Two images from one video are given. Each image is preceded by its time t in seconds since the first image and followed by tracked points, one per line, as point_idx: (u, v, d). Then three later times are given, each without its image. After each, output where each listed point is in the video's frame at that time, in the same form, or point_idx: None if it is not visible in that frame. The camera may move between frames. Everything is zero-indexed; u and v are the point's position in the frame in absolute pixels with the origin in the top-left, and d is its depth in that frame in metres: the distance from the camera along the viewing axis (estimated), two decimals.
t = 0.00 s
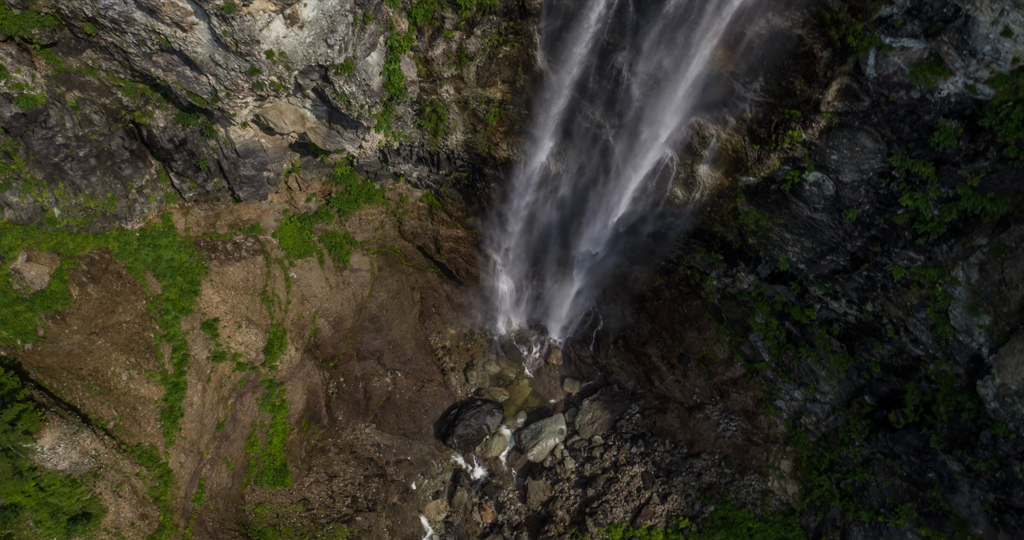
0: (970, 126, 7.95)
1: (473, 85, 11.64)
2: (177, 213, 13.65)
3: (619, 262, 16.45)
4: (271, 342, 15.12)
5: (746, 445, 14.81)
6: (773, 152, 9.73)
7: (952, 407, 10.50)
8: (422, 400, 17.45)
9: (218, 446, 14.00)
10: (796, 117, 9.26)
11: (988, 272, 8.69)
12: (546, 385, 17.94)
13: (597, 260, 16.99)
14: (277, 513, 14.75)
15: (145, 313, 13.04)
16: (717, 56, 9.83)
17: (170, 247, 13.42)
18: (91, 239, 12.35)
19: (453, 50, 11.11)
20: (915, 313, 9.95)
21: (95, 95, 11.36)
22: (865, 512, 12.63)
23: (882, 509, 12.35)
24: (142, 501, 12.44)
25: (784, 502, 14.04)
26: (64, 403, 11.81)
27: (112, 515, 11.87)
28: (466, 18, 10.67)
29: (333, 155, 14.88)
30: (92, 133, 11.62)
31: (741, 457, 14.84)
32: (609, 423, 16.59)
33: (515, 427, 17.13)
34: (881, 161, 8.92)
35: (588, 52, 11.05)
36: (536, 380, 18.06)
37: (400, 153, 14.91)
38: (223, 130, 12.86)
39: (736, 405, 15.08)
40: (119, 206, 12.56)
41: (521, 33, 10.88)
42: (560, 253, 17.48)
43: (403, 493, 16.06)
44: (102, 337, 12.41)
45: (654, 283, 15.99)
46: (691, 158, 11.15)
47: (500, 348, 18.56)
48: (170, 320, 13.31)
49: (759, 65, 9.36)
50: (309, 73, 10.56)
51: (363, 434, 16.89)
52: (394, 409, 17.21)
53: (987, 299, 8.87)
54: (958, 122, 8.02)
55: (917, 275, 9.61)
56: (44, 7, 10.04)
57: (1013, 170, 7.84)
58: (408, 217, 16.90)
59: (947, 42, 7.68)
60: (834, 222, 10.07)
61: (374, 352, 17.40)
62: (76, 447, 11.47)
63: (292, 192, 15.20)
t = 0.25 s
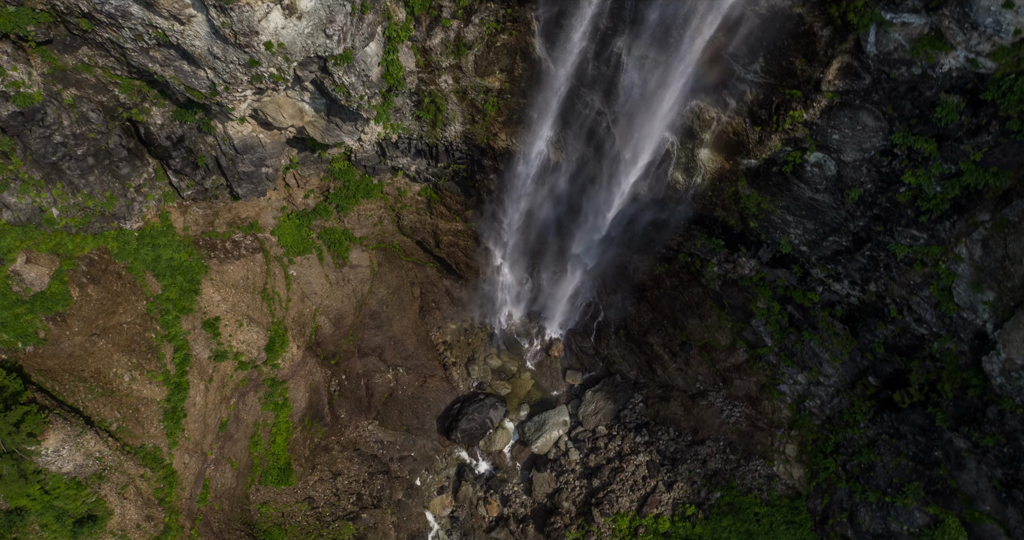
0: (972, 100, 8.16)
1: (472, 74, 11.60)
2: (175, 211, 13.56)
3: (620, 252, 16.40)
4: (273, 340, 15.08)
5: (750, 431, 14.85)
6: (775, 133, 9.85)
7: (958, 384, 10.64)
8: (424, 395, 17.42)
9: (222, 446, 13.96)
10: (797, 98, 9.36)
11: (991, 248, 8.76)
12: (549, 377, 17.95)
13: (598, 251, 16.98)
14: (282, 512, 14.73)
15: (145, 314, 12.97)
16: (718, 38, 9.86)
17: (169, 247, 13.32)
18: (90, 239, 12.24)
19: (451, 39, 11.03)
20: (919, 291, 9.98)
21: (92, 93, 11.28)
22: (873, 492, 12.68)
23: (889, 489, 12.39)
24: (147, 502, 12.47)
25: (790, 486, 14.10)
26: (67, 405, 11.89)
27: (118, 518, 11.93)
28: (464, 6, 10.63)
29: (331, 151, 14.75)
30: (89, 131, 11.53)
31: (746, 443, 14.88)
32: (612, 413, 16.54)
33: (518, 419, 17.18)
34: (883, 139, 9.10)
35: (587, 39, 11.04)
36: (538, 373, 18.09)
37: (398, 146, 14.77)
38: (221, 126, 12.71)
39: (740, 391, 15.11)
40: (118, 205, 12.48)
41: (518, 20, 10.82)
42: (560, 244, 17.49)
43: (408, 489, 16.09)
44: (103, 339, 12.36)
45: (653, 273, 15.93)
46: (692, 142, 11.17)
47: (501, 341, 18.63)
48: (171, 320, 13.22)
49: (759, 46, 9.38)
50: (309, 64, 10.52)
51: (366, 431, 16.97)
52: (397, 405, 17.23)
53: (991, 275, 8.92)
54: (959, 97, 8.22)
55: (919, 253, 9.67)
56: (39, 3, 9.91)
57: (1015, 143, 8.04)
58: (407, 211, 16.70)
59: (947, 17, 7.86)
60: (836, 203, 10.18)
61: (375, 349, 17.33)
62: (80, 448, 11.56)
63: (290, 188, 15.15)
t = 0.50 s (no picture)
0: (973, 74, 8.21)
1: (470, 62, 11.63)
2: (173, 209, 13.46)
3: (620, 241, 16.36)
4: (274, 337, 15.07)
5: (754, 416, 14.86)
6: (776, 114, 9.89)
7: (962, 361, 10.70)
8: (426, 390, 17.43)
9: (225, 446, 13.96)
10: (797, 77, 9.39)
11: (994, 223, 8.87)
12: (550, 369, 18.05)
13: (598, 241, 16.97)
14: (287, 510, 14.69)
15: (145, 313, 12.90)
16: (718, 20, 9.95)
17: (168, 245, 13.24)
18: (88, 239, 12.14)
19: (448, 28, 11.04)
20: (922, 269, 10.04)
21: (88, 89, 11.18)
22: (879, 472, 12.68)
23: (895, 468, 12.40)
24: (151, 503, 12.40)
25: (795, 469, 14.11)
26: (69, 407, 11.77)
27: (123, 519, 11.86)
28: None
29: (328, 146, 14.67)
30: (86, 129, 11.42)
31: (750, 428, 14.90)
32: (616, 403, 16.68)
33: (521, 412, 17.33)
34: (884, 116, 9.13)
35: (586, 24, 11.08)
36: (539, 365, 18.20)
37: (396, 138, 14.63)
38: (219, 121, 12.58)
39: (743, 376, 15.12)
40: (116, 203, 12.37)
41: (516, 8, 10.89)
42: (558, 234, 17.53)
43: (412, 485, 16.03)
44: (104, 339, 12.27)
45: (653, 262, 15.92)
46: (692, 125, 11.22)
47: (501, 334, 18.70)
48: (171, 319, 13.16)
49: (759, 26, 9.43)
50: (308, 54, 10.45)
51: (369, 428, 16.88)
52: (399, 400, 17.18)
53: (994, 250, 9.04)
54: (961, 71, 8.26)
55: (922, 231, 9.73)
56: None
57: (1017, 116, 8.12)
58: (405, 205, 16.65)
59: None
60: (837, 182, 10.22)
61: (376, 345, 17.30)
62: (84, 450, 11.51)
63: (287, 185, 15.08)
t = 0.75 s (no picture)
0: (974, 46, 8.38)
1: (467, 51, 11.74)
2: (171, 207, 13.41)
3: (620, 229, 16.35)
4: (275, 334, 15.03)
5: (758, 401, 14.88)
6: (777, 93, 10.20)
7: (968, 336, 10.66)
8: (429, 385, 17.42)
9: (229, 445, 13.92)
10: (797, 55, 9.67)
11: (997, 198, 8.97)
12: (552, 360, 18.06)
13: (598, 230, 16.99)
14: (292, 508, 14.67)
15: (145, 313, 12.80)
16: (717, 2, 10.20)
17: (166, 244, 13.16)
18: (87, 237, 12.04)
19: (446, 15, 11.15)
20: (924, 246, 10.16)
21: (84, 85, 11.04)
22: (885, 452, 12.74)
23: (901, 448, 12.45)
24: (156, 504, 12.37)
25: (800, 453, 14.16)
26: (71, 408, 11.71)
27: (129, 519, 11.85)
28: None
29: (325, 139, 14.59)
30: (83, 125, 11.28)
31: (753, 413, 14.91)
32: (619, 392, 16.65)
33: (524, 404, 17.35)
34: (884, 92, 9.37)
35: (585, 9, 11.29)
36: (541, 357, 18.19)
37: (394, 130, 14.54)
38: (216, 115, 12.44)
39: (745, 362, 15.14)
40: (114, 201, 12.29)
41: None
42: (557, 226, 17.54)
43: (416, 480, 16.09)
44: (105, 339, 12.19)
45: (652, 251, 15.95)
46: (693, 107, 11.48)
47: (502, 328, 18.62)
48: (172, 318, 13.11)
49: (757, 6, 9.68)
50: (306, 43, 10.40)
51: (372, 424, 16.95)
52: (401, 396, 17.18)
53: (997, 225, 9.10)
54: (962, 44, 8.45)
55: (925, 208, 9.89)
56: None
57: (1019, 87, 8.25)
58: (404, 199, 16.61)
59: None
60: (839, 161, 10.46)
61: (378, 340, 17.24)
62: (88, 450, 11.52)
63: (285, 180, 15.02)
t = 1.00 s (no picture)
0: (973, 19, 8.80)
1: (465, 38, 12.21)
2: (168, 205, 13.34)
3: (618, 217, 16.31)
4: (276, 331, 14.97)
5: (761, 386, 14.89)
6: (776, 73, 10.67)
7: (970, 313, 10.70)
8: (430, 379, 17.41)
9: (232, 443, 13.87)
10: (796, 34, 10.15)
11: (998, 171, 9.30)
12: (553, 351, 18.05)
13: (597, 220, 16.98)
14: (297, 506, 14.70)
15: (145, 312, 12.67)
16: None
17: (164, 241, 13.07)
18: (84, 236, 11.96)
19: (442, 3, 11.57)
20: (925, 224, 10.46)
21: (79, 80, 10.92)
22: (890, 432, 12.78)
23: (906, 426, 12.50)
24: (161, 504, 12.33)
25: (805, 436, 14.18)
26: (73, 409, 11.62)
27: (134, 520, 11.83)
28: None
29: (322, 133, 14.54)
30: (78, 121, 11.17)
31: (757, 398, 14.93)
32: (621, 381, 16.65)
33: (526, 396, 17.35)
34: (884, 68, 9.77)
35: None
36: (542, 348, 18.17)
37: (390, 122, 14.38)
38: (212, 109, 12.38)
39: (747, 346, 15.13)
40: (112, 199, 12.19)
41: None
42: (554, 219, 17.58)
43: (420, 476, 16.13)
44: (105, 339, 12.09)
45: (650, 239, 15.95)
46: (692, 90, 12.09)
47: (502, 320, 18.56)
48: (172, 317, 12.98)
49: None
50: (302, 34, 10.77)
51: (374, 421, 16.85)
52: (403, 391, 17.15)
53: (997, 200, 9.44)
54: (961, 17, 8.85)
55: (924, 184, 10.22)
56: None
57: (1018, 59, 8.60)
58: (401, 192, 16.52)
59: None
60: (838, 139, 10.87)
61: (378, 335, 17.20)
62: (91, 451, 11.44)
63: (282, 175, 14.94)
